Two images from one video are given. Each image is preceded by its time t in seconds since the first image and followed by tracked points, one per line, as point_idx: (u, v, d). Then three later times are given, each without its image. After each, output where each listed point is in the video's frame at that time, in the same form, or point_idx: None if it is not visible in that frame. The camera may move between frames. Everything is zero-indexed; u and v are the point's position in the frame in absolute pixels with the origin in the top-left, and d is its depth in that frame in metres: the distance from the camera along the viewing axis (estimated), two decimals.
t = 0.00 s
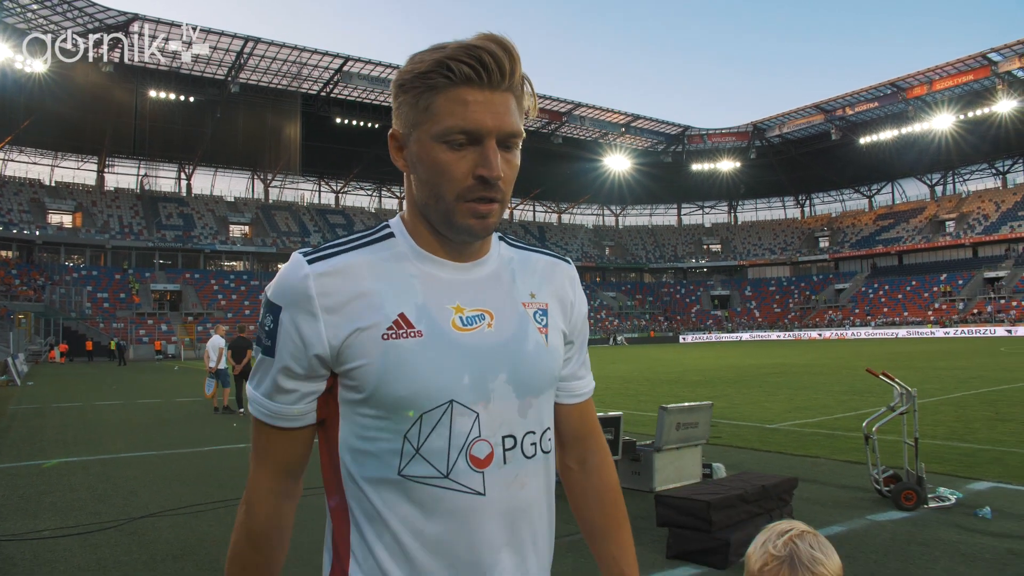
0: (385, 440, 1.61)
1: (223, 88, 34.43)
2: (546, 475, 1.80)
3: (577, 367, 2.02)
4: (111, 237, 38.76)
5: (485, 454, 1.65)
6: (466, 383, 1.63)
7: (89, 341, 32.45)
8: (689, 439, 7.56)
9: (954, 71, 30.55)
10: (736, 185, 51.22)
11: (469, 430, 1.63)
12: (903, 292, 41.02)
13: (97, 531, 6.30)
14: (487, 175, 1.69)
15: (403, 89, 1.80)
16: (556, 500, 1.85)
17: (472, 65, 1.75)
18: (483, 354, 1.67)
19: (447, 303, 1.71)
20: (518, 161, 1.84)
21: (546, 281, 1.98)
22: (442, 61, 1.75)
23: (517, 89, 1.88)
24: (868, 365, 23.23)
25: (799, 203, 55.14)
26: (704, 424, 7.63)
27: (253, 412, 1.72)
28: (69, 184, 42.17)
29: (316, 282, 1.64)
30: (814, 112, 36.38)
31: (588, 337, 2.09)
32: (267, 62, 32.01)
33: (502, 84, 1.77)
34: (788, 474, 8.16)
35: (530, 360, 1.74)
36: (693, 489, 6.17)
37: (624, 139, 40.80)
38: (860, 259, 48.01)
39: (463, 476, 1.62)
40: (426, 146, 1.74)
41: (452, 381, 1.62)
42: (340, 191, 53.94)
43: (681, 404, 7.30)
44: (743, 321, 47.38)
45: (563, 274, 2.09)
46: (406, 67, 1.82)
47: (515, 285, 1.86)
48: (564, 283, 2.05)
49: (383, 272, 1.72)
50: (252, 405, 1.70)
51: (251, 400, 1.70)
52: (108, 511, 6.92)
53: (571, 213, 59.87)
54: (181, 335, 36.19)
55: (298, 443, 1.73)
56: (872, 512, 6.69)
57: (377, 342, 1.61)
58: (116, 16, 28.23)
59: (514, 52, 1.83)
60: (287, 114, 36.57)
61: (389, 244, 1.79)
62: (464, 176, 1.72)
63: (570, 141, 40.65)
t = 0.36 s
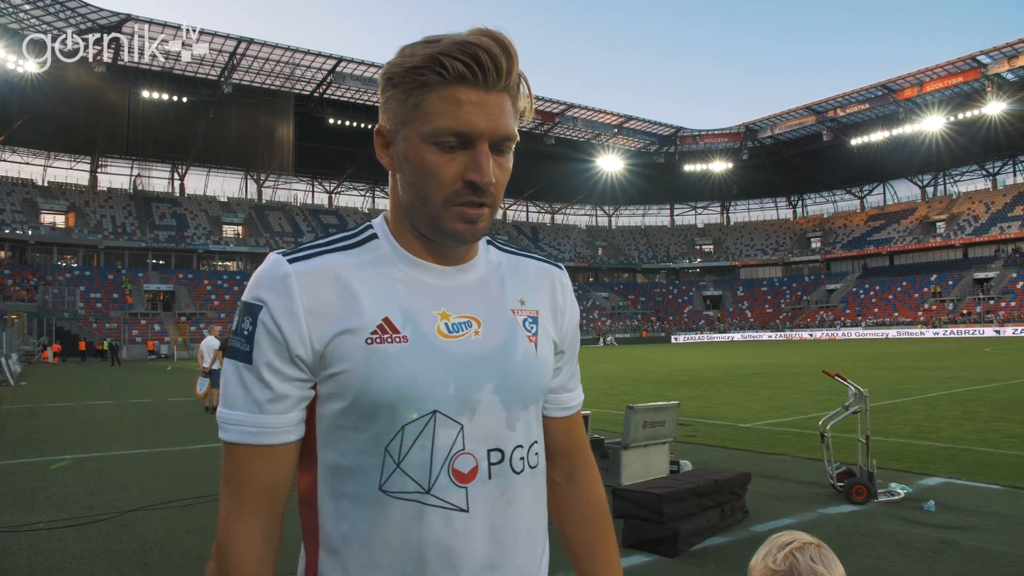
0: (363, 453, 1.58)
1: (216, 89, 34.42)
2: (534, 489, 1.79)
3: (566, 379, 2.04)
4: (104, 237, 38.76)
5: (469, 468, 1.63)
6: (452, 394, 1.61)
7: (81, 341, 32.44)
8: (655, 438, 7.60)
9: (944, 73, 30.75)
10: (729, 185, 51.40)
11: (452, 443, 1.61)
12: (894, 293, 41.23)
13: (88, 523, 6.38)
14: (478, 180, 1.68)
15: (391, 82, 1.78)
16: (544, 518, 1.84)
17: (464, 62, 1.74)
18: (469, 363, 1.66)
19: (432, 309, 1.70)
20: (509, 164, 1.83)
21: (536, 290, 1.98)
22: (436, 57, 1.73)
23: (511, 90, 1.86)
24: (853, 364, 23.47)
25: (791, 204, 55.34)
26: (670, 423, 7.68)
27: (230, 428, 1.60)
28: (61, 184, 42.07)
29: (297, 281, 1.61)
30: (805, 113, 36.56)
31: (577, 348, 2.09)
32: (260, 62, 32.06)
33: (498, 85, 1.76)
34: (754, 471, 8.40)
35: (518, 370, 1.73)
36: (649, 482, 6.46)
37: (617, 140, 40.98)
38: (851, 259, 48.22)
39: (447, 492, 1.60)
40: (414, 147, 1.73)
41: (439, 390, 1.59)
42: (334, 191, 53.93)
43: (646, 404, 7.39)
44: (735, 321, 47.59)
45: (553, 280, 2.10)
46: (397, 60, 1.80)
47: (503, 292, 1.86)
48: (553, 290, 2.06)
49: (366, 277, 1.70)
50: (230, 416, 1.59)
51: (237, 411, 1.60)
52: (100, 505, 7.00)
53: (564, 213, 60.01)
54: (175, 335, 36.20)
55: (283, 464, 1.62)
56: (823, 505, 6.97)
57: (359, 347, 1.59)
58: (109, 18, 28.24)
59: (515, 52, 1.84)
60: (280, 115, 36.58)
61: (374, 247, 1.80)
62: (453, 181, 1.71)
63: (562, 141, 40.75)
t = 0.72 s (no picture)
0: (327, 468, 1.55)
1: (209, 89, 34.41)
2: (504, 509, 1.77)
3: (549, 391, 2.02)
4: (97, 237, 38.80)
5: (435, 486, 1.62)
6: (415, 410, 1.60)
7: (75, 341, 32.42)
8: (621, 433, 7.61)
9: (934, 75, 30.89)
10: (721, 185, 51.58)
11: (416, 459, 1.59)
12: (885, 293, 41.42)
13: (68, 514, 6.76)
14: (447, 174, 1.72)
15: (360, 81, 1.83)
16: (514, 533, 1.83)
17: (432, 59, 1.80)
18: (436, 377, 1.64)
19: (399, 320, 1.69)
20: (480, 165, 1.87)
21: (511, 300, 1.96)
22: (404, 52, 1.78)
23: (480, 89, 1.92)
24: (838, 364, 23.65)
25: (784, 204, 55.52)
26: (635, 419, 7.73)
27: (197, 424, 1.50)
28: (55, 184, 42.00)
29: (266, 290, 1.60)
30: (797, 114, 36.71)
31: (562, 358, 2.08)
32: (253, 63, 32.10)
33: (466, 80, 1.82)
34: (721, 468, 8.55)
35: (488, 383, 1.72)
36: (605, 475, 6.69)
37: (610, 141, 41.11)
38: (844, 259, 48.32)
39: (407, 511, 1.58)
40: (384, 142, 1.76)
41: (402, 403, 1.58)
42: (328, 191, 53.93)
43: (612, 399, 7.47)
44: (728, 321, 47.74)
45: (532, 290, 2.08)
46: (366, 59, 1.86)
47: (474, 303, 1.85)
48: (532, 298, 2.03)
49: (335, 286, 1.70)
50: (202, 409, 1.50)
51: (209, 406, 1.51)
52: (84, 497, 7.35)
53: (558, 213, 60.12)
54: (167, 335, 36.20)
55: (254, 468, 1.51)
56: (776, 496, 7.19)
57: (322, 360, 1.57)
58: (103, 18, 28.20)
59: (486, 52, 1.91)
60: (274, 115, 36.52)
61: (341, 257, 1.79)
62: (421, 178, 1.74)
63: (555, 142, 40.87)
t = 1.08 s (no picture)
0: (346, 455, 1.56)
1: (205, 91, 34.49)
2: (521, 492, 1.74)
3: (559, 374, 1.98)
4: (93, 238, 38.87)
5: (456, 470, 1.58)
6: (435, 395, 1.56)
7: (71, 342, 32.46)
8: (590, 432, 7.63)
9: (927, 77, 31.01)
10: (716, 186, 51.82)
11: (438, 445, 1.56)
12: (878, 294, 41.59)
13: (64, 505, 6.94)
14: (464, 159, 1.64)
15: (373, 64, 1.77)
16: (531, 516, 1.79)
17: (447, 39, 1.72)
18: (455, 363, 1.60)
19: (417, 306, 1.65)
20: (498, 146, 1.80)
21: (527, 285, 1.90)
22: (418, 32, 1.71)
23: (497, 68, 1.84)
24: (826, 364, 23.81)
25: (778, 205, 55.79)
26: (605, 417, 7.72)
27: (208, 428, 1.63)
28: (51, 185, 42.01)
29: (273, 284, 1.59)
30: (791, 115, 36.87)
31: (572, 346, 2.06)
32: (249, 65, 32.18)
33: (482, 60, 1.75)
34: (702, 464, 8.66)
35: (507, 369, 1.67)
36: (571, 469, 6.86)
37: (604, 142, 41.23)
38: (837, 260, 48.51)
39: (430, 496, 1.56)
40: (398, 127, 1.70)
41: (421, 390, 1.55)
42: (323, 192, 54.02)
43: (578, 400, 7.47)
44: (722, 321, 47.98)
45: (546, 274, 2.02)
46: (378, 42, 1.80)
47: (491, 287, 1.79)
48: (546, 284, 1.99)
49: (351, 271, 1.66)
50: (211, 420, 1.62)
51: (210, 417, 1.63)
52: (76, 490, 7.52)
53: (553, 215, 60.26)
54: (163, 335, 36.28)
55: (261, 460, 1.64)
56: (736, 491, 7.36)
57: (338, 348, 1.55)
58: (99, 20, 28.22)
59: (498, 29, 1.81)
60: (269, 117, 36.54)
61: (355, 243, 1.74)
62: (437, 162, 1.68)
63: (550, 143, 41.00)
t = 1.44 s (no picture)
0: (305, 479, 1.58)
1: (202, 94, 34.58)
2: (486, 512, 1.74)
3: (535, 390, 1.95)
4: (92, 240, 38.94)
5: (419, 496, 1.60)
6: (395, 418, 1.58)
7: (69, 343, 32.55)
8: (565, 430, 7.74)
9: (921, 79, 31.12)
10: (712, 188, 52.00)
11: (397, 470, 1.58)
12: (873, 295, 41.73)
13: (62, 498, 7.17)
14: (419, 172, 1.65)
15: (332, 76, 1.79)
16: (500, 536, 1.81)
17: (402, 50, 1.72)
18: (414, 385, 1.61)
19: (377, 327, 1.66)
20: (460, 158, 1.80)
21: (496, 299, 1.90)
22: (372, 44, 1.73)
23: (459, 77, 1.84)
24: (815, 365, 23.96)
25: (774, 207, 56.00)
26: (580, 415, 7.82)
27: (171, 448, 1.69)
28: (50, 188, 42.06)
29: (229, 308, 1.61)
30: (786, 117, 37.03)
31: (550, 357, 2.00)
32: (246, 68, 32.25)
33: (440, 69, 1.75)
34: (680, 463, 8.78)
35: (470, 390, 1.68)
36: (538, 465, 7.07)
37: (600, 144, 41.33)
38: (833, 262, 48.66)
39: (392, 522, 1.57)
40: (355, 141, 1.72)
41: (380, 415, 1.57)
42: (320, 194, 54.13)
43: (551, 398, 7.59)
44: (718, 322, 48.16)
45: (521, 287, 1.99)
46: (336, 54, 1.81)
47: (458, 304, 1.80)
48: (518, 299, 1.97)
49: (311, 294, 1.69)
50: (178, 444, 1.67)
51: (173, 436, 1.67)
52: (74, 484, 7.77)
53: (550, 216, 60.39)
54: (160, 337, 36.35)
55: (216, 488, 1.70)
56: (699, 486, 7.57)
57: (294, 372, 1.58)
58: (97, 24, 28.29)
59: (459, 36, 1.81)
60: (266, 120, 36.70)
61: (317, 260, 1.76)
62: (395, 178, 1.68)
63: (547, 145, 41.11)
